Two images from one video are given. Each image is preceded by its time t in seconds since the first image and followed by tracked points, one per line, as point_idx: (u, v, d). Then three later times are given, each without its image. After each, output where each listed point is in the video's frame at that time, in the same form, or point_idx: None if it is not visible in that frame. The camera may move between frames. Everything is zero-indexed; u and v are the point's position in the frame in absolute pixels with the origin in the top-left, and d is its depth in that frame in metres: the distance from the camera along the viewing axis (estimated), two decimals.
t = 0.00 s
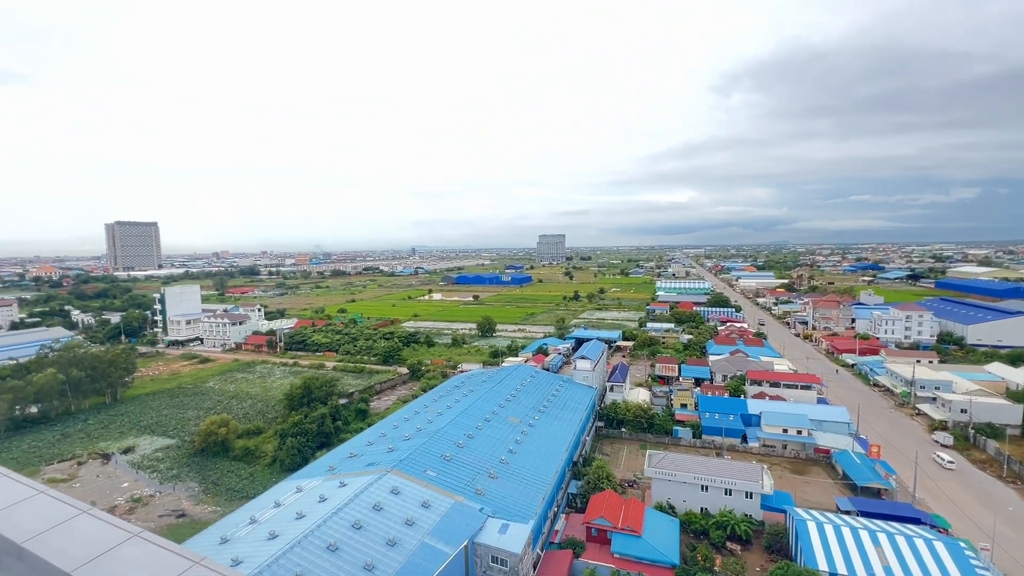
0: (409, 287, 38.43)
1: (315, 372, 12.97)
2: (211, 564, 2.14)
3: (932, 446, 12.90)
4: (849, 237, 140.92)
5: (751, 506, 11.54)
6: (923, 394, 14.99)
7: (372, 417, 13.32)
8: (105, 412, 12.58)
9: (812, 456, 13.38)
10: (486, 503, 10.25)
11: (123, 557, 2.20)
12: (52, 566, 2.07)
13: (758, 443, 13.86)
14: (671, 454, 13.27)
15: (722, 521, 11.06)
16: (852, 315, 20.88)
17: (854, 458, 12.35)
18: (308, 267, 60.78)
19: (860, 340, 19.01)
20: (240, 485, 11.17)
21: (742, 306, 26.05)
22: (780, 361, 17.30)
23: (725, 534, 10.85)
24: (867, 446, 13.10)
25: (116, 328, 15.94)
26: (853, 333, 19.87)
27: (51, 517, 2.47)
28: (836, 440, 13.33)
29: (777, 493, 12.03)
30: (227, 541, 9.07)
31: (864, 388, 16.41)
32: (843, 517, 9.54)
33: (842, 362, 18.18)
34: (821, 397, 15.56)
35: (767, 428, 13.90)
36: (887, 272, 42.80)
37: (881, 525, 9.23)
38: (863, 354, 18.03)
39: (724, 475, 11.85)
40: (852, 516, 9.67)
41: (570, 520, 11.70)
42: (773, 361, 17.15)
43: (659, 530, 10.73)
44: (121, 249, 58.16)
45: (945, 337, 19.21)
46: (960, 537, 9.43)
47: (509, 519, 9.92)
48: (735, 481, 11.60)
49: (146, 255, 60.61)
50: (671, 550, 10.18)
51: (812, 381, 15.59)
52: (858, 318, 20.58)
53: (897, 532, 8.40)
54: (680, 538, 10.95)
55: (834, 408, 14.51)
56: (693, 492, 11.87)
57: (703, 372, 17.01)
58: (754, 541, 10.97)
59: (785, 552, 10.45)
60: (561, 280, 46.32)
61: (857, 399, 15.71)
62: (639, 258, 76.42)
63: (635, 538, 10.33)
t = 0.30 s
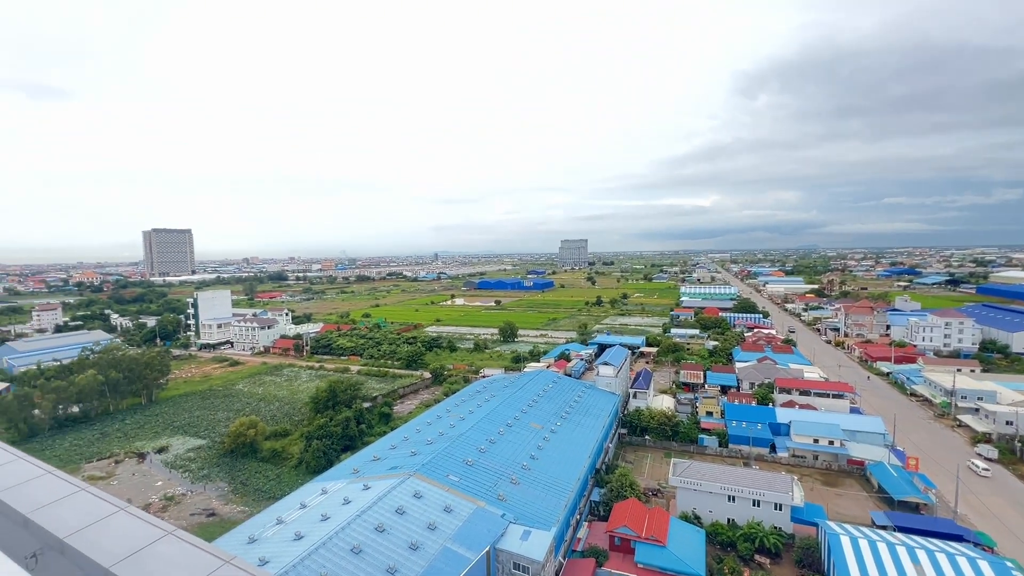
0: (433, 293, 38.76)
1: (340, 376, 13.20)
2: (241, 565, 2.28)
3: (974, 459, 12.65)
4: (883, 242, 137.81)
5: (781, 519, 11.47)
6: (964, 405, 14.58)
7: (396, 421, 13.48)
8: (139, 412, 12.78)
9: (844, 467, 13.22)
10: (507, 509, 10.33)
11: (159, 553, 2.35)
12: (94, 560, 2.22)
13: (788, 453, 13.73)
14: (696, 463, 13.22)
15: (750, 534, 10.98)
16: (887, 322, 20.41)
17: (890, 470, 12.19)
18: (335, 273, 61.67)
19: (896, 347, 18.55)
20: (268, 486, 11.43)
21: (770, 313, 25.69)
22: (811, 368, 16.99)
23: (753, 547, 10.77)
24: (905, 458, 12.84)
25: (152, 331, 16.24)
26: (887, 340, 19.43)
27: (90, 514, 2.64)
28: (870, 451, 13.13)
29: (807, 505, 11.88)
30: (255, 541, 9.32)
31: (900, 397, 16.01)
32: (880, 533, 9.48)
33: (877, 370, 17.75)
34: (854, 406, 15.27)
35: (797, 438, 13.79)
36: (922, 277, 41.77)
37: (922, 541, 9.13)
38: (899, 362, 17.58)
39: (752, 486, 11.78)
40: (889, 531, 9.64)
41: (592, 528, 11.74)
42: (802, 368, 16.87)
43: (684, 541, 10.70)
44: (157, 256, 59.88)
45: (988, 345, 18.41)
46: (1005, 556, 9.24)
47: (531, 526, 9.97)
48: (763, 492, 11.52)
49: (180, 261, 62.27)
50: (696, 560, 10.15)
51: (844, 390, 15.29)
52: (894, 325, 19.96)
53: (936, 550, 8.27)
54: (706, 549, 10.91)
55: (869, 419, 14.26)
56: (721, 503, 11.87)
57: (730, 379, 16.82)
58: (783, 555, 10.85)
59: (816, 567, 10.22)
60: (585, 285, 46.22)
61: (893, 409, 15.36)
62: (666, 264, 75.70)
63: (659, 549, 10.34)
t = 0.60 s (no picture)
0: (453, 297, 38.97)
1: (360, 379, 13.33)
2: (263, 565, 2.36)
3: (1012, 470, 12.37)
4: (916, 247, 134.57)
5: (807, 529, 11.35)
6: (1002, 414, 14.13)
7: (415, 423, 13.61)
8: (167, 412, 13.03)
9: (874, 477, 13.03)
10: (526, 513, 10.36)
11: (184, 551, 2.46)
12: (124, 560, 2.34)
13: (814, 461, 13.58)
14: (717, 470, 13.12)
15: (774, 544, 10.85)
16: (917, 327, 19.91)
17: (922, 481, 11.97)
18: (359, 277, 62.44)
19: (927, 353, 18.08)
20: (290, 487, 11.63)
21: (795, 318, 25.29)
22: (837, 375, 16.66)
23: (778, 558, 10.65)
24: (938, 470, 12.56)
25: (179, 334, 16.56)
26: (918, 347, 18.96)
27: (121, 513, 2.78)
28: (902, 461, 12.89)
29: (834, 515, 11.71)
30: (278, 540, 9.50)
31: (933, 405, 15.52)
32: (913, 547, 9.38)
33: (908, 376, 17.30)
34: (884, 414, 14.92)
35: (825, 446, 13.60)
36: (954, 281, 40.71)
37: (959, 556, 9.00)
38: (931, 369, 17.13)
39: (778, 494, 11.64)
40: (924, 547, 9.49)
41: (612, 535, 11.73)
42: (828, 374, 16.55)
43: (705, 550, 10.62)
44: (186, 261, 61.34)
45: None
46: None
47: (550, 531, 9.98)
48: (789, 501, 11.37)
49: (207, 265, 63.66)
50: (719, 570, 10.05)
51: (873, 398, 14.94)
52: (926, 330, 19.48)
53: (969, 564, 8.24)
54: (728, 558, 10.82)
55: (900, 428, 13.96)
56: (745, 512, 11.78)
57: (753, 385, 16.60)
58: (809, 566, 10.69)
59: None
60: (604, 289, 46.03)
61: (926, 417, 14.98)
62: (690, 269, 74.93)
63: (680, 558, 10.25)
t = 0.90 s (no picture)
0: (468, 300, 39.19)
1: (376, 381, 13.43)
2: (280, 566, 2.25)
3: None
4: (951, 252, 131.17)
5: (830, 538, 11.02)
6: None
7: (430, 426, 13.70)
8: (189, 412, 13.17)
9: (899, 485, 12.68)
10: (541, 517, 10.32)
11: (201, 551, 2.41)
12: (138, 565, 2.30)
13: (836, 469, 13.27)
14: (737, 476, 12.90)
15: (795, 553, 10.61)
16: (945, 331, 19.39)
17: (950, 490, 11.62)
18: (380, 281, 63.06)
19: (955, 358, 17.59)
20: (307, 487, 11.80)
21: (817, 322, 24.82)
22: (860, 380, 16.29)
23: (799, 567, 10.41)
24: (967, 478, 12.18)
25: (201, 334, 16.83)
26: (946, 351, 18.46)
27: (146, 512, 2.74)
28: (928, 469, 12.53)
29: (858, 524, 11.41)
30: (296, 541, 9.64)
31: (962, 412, 15.07)
32: (940, 558, 9.12)
33: (935, 382, 16.84)
34: (910, 421, 14.53)
35: (847, 453, 13.28)
36: (984, 284, 39.61)
37: (988, 569, 8.73)
38: (959, 374, 16.64)
39: (799, 502, 11.38)
40: (952, 558, 9.21)
41: (628, 540, 11.62)
42: (851, 379, 16.20)
43: (724, 557, 10.45)
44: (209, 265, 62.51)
45: None
46: None
47: (565, 535, 9.93)
48: (811, 509, 11.11)
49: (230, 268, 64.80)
50: None
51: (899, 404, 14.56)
52: (953, 334, 18.99)
53: None
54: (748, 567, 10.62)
55: (927, 435, 13.57)
56: (764, 520, 11.53)
57: (773, 390, 16.32)
58: None
59: None
60: (621, 292, 45.78)
61: (954, 424, 14.55)
62: (713, 274, 74.08)
63: (698, 565, 10.11)
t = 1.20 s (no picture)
0: (482, 301, 39.28)
1: (391, 382, 13.53)
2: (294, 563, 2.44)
3: None
4: (982, 255, 127.96)
5: (851, 546, 10.77)
6: None
7: (444, 427, 13.76)
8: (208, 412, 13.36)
9: (923, 493, 12.36)
10: (555, 521, 10.27)
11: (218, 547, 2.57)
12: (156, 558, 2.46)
13: (857, 475, 12.98)
14: (754, 482, 12.70)
15: (814, 560, 10.39)
16: (970, 335, 18.91)
17: (976, 498, 11.29)
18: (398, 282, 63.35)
19: (980, 363, 17.14)
20: (322, 487, 11.94)
21: (837, 325, 24.38)
22: (881, 384, 15.96)
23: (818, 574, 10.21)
24: (994, 486, 11.81)
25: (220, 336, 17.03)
26: (971, 355, 18.00)
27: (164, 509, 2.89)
28: (953, 476, 12.19)
29: (880, 532, 11.14)
30: (311, 540, 9.75)
31: (988, 418, 14.65)
32: (965, 569, 8.90)
33: (959, 386, 16.42)
34: (933, 427, 14.16)
35: (869, 460, 12.98)
36: (1010, 286, 38.64)
37: None
38: (985, 379, 16.20)
39: (818, 509, 11.15)
40: (977, 568, 8.98)
41: (643, 545, 11.51)
42: (872, 383, 15.87)
43: (741, 564, 10.30)
44: (228, 267, 63.43)
45: None
46: None
47: (579, 539, 9.86)
48: (831, 517, 10.87)
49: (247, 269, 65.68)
50: None
51: (922, 409, 14.20)
52: (979, 338, 18.50)
53: None
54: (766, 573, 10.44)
55: (952, 442, 13.21)
56: (782, 527, 11.30)
57: (791, 394, 16.07)
58: None
59: None
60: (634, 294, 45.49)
61: (980, 429, 14.14)
62: (730, 276, 73.19)
63: (714, 571, 9.98)
